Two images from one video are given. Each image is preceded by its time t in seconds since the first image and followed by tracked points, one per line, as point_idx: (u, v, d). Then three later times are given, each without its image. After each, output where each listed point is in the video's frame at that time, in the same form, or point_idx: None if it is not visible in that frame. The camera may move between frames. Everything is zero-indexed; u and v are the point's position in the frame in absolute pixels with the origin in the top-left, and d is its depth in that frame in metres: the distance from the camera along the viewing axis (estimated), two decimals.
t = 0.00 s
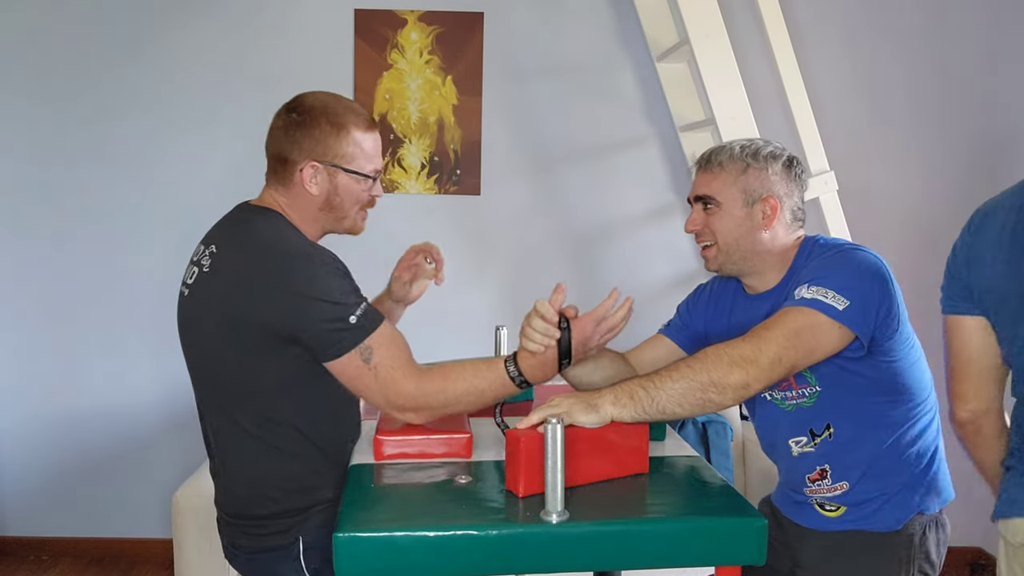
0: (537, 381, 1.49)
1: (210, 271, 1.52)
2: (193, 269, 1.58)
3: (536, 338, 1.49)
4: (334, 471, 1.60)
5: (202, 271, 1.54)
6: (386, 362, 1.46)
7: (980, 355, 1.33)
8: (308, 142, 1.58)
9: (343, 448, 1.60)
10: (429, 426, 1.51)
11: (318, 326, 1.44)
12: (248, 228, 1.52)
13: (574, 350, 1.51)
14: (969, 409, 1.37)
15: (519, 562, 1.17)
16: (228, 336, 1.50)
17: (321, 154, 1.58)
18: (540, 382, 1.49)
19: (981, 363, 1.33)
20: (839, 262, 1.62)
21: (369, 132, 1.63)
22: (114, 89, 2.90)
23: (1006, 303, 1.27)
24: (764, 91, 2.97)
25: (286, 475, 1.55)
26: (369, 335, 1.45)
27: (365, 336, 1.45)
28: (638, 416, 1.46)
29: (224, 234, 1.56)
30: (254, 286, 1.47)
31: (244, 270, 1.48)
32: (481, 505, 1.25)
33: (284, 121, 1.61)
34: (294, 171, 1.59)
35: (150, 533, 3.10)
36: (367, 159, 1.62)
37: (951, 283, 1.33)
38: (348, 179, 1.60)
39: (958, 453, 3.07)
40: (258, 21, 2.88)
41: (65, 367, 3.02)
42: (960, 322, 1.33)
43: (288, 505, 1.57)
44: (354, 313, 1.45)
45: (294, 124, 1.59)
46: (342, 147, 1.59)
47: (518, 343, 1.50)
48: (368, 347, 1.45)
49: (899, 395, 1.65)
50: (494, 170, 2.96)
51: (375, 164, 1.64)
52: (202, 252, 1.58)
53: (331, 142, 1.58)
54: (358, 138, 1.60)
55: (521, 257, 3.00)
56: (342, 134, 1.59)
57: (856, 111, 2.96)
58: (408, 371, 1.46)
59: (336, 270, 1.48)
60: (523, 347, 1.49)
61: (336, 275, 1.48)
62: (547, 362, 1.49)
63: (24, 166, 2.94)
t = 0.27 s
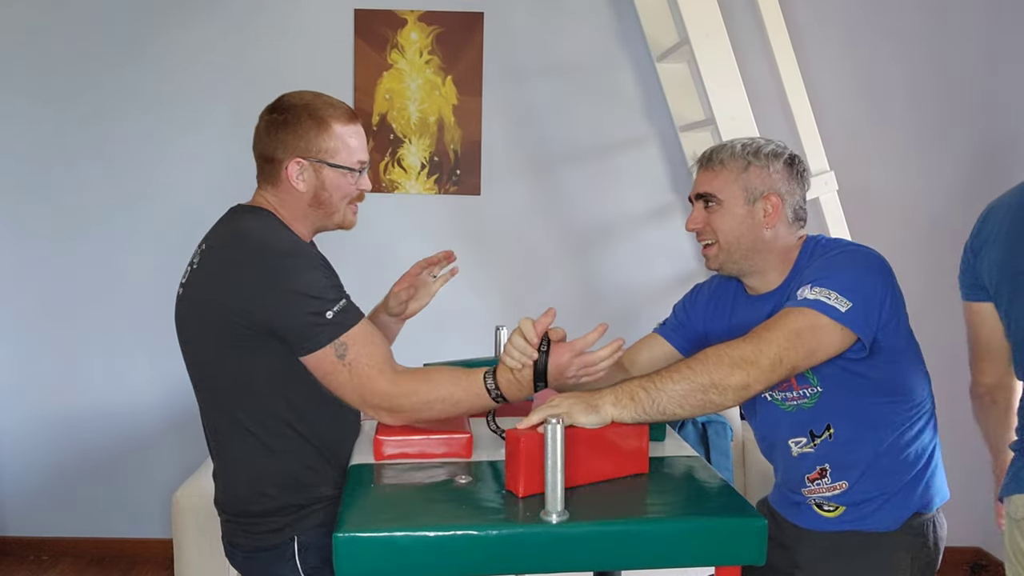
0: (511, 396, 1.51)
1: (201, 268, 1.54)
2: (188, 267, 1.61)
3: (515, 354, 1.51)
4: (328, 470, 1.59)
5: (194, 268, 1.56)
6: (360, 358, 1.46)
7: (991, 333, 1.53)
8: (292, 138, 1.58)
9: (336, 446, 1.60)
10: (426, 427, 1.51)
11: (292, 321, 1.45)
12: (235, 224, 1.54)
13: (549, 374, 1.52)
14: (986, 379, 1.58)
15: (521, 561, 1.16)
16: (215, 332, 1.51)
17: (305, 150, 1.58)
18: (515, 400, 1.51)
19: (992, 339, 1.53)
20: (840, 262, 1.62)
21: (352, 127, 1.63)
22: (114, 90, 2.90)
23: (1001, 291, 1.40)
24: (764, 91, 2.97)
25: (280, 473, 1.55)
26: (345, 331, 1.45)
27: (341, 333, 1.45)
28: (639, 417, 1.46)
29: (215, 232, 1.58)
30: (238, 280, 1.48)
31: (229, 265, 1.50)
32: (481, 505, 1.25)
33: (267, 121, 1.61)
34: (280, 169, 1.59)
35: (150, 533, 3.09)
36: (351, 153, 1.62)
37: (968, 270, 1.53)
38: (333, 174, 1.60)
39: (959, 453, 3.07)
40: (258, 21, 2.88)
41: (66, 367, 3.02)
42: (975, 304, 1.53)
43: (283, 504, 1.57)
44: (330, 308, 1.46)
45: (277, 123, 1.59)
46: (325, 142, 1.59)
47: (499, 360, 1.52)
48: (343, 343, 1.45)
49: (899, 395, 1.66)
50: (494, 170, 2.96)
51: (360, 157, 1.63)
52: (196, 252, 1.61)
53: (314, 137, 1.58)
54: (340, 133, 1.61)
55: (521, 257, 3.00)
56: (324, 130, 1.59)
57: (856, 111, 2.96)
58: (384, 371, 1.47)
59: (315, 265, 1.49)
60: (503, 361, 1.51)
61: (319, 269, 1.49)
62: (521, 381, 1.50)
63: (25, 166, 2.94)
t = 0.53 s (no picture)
0: (498, 373, 1.46)
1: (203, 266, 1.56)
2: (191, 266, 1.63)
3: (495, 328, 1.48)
4: (331, 466, 1.59)
5: (196, 267, 1.59)
6: (352, 350, 1.45)
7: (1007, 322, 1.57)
8: (293, 140, 1.58)
9: (339, 442, 1.59)
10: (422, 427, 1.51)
11: (288, 314, 1.45)
12: (234, 222, 1.56)
13: (531, 346, 1.46)
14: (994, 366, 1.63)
15: (520, 562, 1.16)
16: (215, 328, 1.53)
17: (306, 152, 1.59)
18: (503, 375, 1.46)
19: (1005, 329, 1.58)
20: (839, 262, 1.62)
21: (353, 131, 1.64)
22: (114, 90, 2.90)
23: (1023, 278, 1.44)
24: (765, 91, 2.97)
25: (282, 470, 1.55)
26: (337, 324, 1.45)
27: (332, 325, 1.45)
28: (638, 417, 1.46)
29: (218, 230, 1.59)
30: (237, 276, 1.49)
31: (229, 261, 1.51)
32: (482, 506, 1.25)
33: (268, 125, 1.62)
34: (281, 171, 1.59)
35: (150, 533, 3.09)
36: (350, 156, 1.62)
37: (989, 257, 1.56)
38: (333, 175, 1.60)
39: (959, 453, 3.07)
40: (258, 21, 2.88)
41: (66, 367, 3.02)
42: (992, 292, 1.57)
43: (287, 501, 1.57)
44: (325, 301, 1.46)
45: (279, 126, 1.60)
46: (325, 144, 1.59)
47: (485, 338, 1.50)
48: (335, 335, 1.45)
49: (895, 393, 1.66)
50: (493, 170, 2.96)
51: (359, 160, 1.64)
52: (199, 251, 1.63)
53: (315, 139, 1.59)
54: (341, 135, 1.61)
55: (521, 257, 3.00)
56: (324, 132, 1.59)
57: (856, 111, 2.96)
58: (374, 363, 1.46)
59: (312, 259, 1.50)
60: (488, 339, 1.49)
61: (315, 263, 1.49)
62: (503, 356, 1.46)
63: (24, 166, 2.94)
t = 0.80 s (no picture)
0: (507, 362, 1.47)
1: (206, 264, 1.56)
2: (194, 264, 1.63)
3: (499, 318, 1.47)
4: (331, 465, 1.59)
5: (200, 265, 1.58)
6: (362, 351, 1.45)
7: None
8: (298, 136, 1.59)
9: (339, 441, 1.60)
10: (423, 427, 1.51)
11: (297, 314, 1.45)
12: (239, 223, 1.55)
13: (540, 332, 1.45)
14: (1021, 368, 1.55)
15: (520, 562, 1.17)
16: (219, 327, 1.52)
17: (310, 149, 1.59)
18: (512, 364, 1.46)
19: None
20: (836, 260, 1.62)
21: (361, 132, 1.64)
22: (114, 90, 2.90)
23: None
24: (765, 92, 2.97)
25: (282, 470, 1.55)
26: (346, 325, 1.45)
27: (343, 326, 1.45)
28: (637, 415, 1.46)
29: (221, 230, 1.59)
30: (240, 277, 1.49)
31: (232, 262, 1.51)
32: (483, 506, 1.25)
33: (278, 120, 1.63)
34: (285, 167, 1.60)
35: (151, 533, 3.10)
36: (356, 155, 1.62)
37: None
38: (337, 174, 1.60)
39: (958, 453, 3.07)
40: (258, 22, 2.88)
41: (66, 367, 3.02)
42: None
43: (287, 500, 1.56)
44: (334, 303, 1.46)
45: (287, 122, 1.61)
46: (330, 142, 1.59)
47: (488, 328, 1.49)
48: (345, 336, 1.45)
49: (890, 392, 1.65)
50: (493, 170, 2.96)
51: (365, 161, 1.63)
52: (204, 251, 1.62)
53: (320, 137, 1.59)
54: (347, 134, 1.61)
55: (521, 257, 3.00)
56: (330, 130, 1.60)
57: (856, 111, 2.96)
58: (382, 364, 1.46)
59: (319, 262, 1.49)
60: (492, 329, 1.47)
61: (320, 264, 1.49)
62: (514, 344, 1.46)
63: (25, 167, 2.94)
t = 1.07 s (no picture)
0: (499, 385, 1.49)
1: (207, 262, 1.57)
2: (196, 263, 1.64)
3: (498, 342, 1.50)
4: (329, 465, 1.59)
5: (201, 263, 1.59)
6: (351, 350, 1.46)
7: None
8: (299, 138, 1.59)
9: (336, 441, 1.59)
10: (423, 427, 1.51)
11: (290, 311, 1.45)
12: (237, 220, 1.57)
13: (536, 361, 1.49)
14: None
15: (520, 561, 1.16)
16: (219, 326, 1.53)
17: (310, 151, 1.59)
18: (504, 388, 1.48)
19: None
20: (827, 254, 1.63)
21: (362, 135, 1.64)
22: (114, 90, 2.90)
23: None
24: (765, 92, 2.97)
25: (279, 469, 1.55)
26: (335, 323, 1.45)
27: (332, 323, 1.45)
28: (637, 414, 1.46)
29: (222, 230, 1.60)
30: (238, 275, 1.50)
31: (231, 261, 1.52)
32: (483, 505, 1.25)
33: (279, 123, 1.63)
34: (286, 169, 1.60)
35: (151, 533, 3.09)
36: (357, 158, 1.62)
37: None
38: (337, 176, 1.60)
39: (958, 452, 3.07)
40: (258, 22, 2.88)
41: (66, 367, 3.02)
42: None
43: (285, 500, 1.56)
44: (326, 300, 1.46)
45: (288, 124, 1.61)
46: (331, 144, 1.59)
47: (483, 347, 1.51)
48: (334, 334, 1.45)
49: (885, 387, 1.65)
50: (493, 169, 2.95)
51: (365, 163, 1.63)
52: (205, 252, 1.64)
53: (320, 139, 1.59)
54: (347, 136, 1.61)
55: (521, 257, 3.00)
56: (330, 132, 1.60)
57: (856, 111, 2.96)
58: (370, 367, 1.46)
59: (314, 257, 1.50)
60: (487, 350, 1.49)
61: (317, 262, 1.50)
62: (509, 366, 1.48)
63: (25, 167, 2.94)
